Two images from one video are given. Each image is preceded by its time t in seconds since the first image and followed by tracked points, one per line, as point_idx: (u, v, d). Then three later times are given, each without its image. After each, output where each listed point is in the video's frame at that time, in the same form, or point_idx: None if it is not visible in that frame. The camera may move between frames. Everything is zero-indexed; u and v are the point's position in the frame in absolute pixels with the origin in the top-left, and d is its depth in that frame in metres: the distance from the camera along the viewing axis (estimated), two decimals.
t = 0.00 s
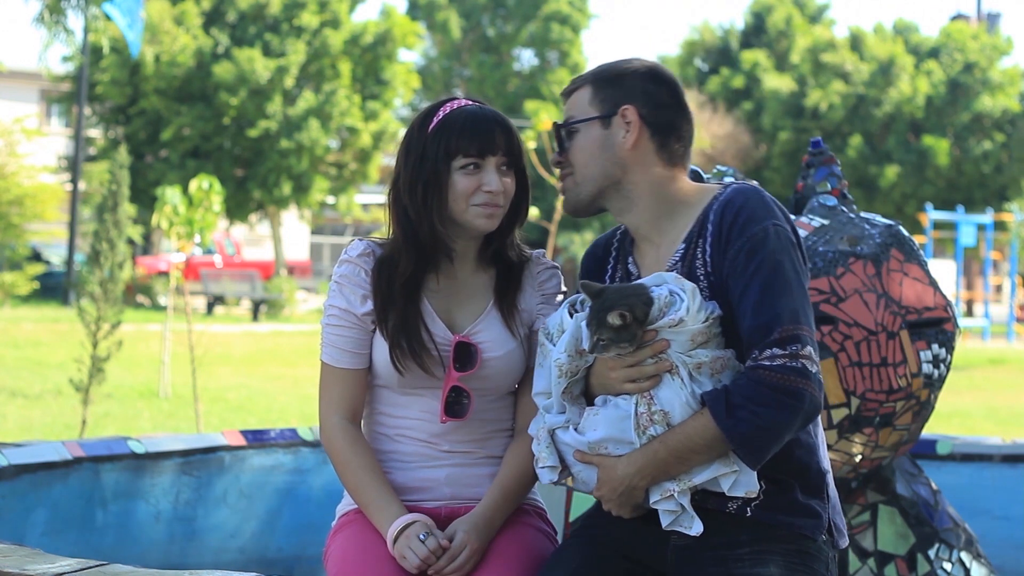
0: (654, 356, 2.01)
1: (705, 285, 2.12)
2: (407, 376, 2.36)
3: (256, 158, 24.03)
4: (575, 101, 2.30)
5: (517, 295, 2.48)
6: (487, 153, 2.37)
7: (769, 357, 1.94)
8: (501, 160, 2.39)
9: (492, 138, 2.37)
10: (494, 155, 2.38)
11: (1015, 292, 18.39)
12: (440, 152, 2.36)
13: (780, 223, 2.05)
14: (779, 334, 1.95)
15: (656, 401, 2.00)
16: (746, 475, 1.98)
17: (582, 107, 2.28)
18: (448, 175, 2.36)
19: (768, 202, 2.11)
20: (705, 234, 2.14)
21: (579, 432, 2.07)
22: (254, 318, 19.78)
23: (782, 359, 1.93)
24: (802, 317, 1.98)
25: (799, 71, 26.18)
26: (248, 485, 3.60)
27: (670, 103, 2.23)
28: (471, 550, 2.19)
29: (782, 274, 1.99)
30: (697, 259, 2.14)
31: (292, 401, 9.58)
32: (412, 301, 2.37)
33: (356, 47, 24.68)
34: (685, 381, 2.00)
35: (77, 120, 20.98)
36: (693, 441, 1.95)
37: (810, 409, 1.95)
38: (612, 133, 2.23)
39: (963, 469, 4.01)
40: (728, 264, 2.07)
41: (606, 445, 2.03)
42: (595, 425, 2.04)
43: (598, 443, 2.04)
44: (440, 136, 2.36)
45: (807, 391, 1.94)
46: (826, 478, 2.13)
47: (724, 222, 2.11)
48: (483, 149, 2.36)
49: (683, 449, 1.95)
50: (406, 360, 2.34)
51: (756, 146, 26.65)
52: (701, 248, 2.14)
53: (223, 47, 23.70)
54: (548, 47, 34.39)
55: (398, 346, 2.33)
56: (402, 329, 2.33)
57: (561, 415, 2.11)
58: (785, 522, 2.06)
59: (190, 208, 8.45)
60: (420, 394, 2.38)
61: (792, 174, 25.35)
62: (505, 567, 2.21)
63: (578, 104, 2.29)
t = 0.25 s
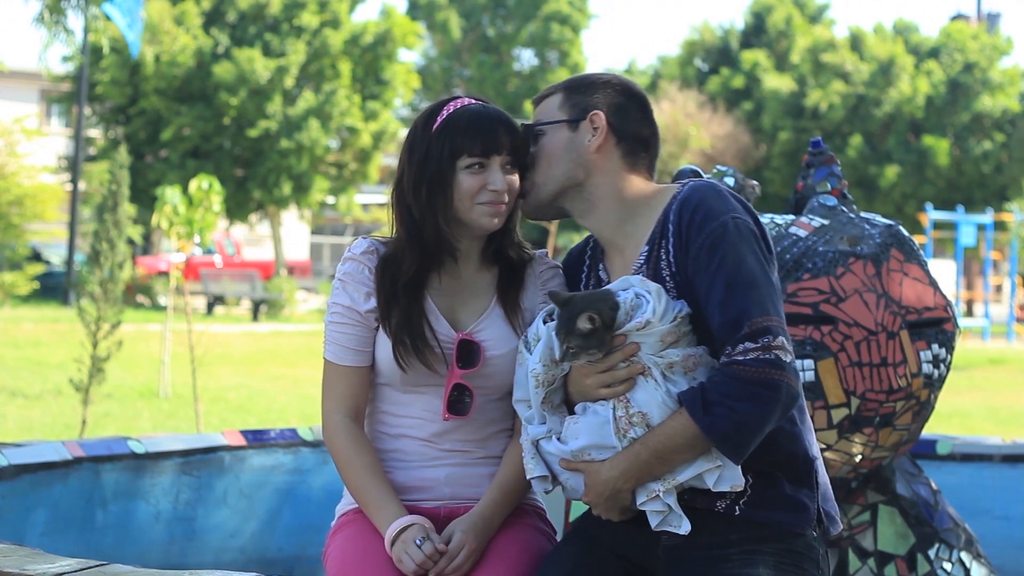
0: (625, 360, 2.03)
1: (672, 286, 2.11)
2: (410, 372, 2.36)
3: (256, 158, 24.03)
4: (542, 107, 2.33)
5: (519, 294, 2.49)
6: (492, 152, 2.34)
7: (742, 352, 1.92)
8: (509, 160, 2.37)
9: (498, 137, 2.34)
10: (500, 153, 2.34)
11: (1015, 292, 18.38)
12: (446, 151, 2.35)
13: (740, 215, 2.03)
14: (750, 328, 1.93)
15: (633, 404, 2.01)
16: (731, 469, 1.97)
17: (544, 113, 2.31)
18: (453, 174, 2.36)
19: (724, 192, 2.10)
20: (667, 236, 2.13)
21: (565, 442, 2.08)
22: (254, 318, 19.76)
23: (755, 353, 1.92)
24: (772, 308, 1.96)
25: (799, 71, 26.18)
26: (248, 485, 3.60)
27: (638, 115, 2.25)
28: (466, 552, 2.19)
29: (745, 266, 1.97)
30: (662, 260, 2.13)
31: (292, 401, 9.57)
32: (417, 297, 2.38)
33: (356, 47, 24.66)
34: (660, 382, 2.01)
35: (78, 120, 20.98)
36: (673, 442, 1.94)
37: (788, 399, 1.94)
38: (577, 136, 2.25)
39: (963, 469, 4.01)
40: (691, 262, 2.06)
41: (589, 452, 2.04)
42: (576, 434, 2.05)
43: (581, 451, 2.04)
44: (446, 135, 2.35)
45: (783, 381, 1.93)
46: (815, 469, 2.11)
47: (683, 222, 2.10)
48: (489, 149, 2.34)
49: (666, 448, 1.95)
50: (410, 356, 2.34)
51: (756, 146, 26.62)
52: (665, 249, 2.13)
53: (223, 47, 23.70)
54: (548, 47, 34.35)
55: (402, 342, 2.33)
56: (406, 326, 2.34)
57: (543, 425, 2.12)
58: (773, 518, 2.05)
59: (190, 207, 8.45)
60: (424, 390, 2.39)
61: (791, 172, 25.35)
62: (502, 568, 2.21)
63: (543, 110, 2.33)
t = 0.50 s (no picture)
0: (603, 358, 2.03)
1: (645, 283, 2.11)
2: (403, 369, 2.36)
3: (256, 158, 24.03)
4: (519, 106, 2.32)
5: (505, 285, 2.49)
6: (462, 153, 2.34)
7: (721, 348, 1.92)
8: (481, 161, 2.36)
9: (467, 137, 2.34)
10: (470, 155, 2.35)
11: (1015, 292, 18.38)
12: (416, 152, 2.36)
13: (709, 211, 2.04)
14: (727, 323, 1.93)
15: (613, 403, 2.01)
16: (717, 464, 1.97)
17: (522, 111, 2.31)
18: (425, 177, 2.37)
19: (691, 189, 2.09)
20: (639, 234, 2.13)
21: (547, 445, 2.08)
22: (254, 318, 19.75)
23: (734, 347, 1.92)
24: (749, 300, 1.96)
25: (799, 71, 26.18)
26: (248, 485, 3.60)
27: (614, 119, 2.27)
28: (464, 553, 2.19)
29: (716, 259, 1.97)
30: (636, 260, 2.13)
31: (293, 401, 9.57)
32: (397, 296, 2.38)
33: (356, 47, 24.66)
34: (638, 379, 2.01)
35: (77, 120, 20.98)
36: (659, 440, 1.94)
37: (769, 390, 1.93)
38: (554, 134, 2.25)
39: (963, 469, 4.01)
40: (663, 260, 2.06)
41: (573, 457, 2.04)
42: (559, 436, 2.05)
43: (565, 453, 2.04)
44: (415, 136, 2.36)
45: (764, 373, 1.93)
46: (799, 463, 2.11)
47: (653, 221, 2.10)
48: (458, 150, 2.35)
49: (651, 448, 1.95)
50: (400, 352, 2.33)
51: (756, 146, 26.62)
52: (637, 248, 2.13)
53: (223, 47, 23.71)
54: (548, 47, 34.32)
55: (391, 339, 2.32)
56: (395, 323, 2.33)
57: (526, 429, 2.12)
58: (762, 513, 2.05)
59: (191, 207, 8.45)
60: (418, 386, 2.38)
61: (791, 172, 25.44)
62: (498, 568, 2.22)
63: (519, 109, 2.32)
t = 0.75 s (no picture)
0: (604, 358, 2.03)
1: (650, 284, 2.11)
2: (377, 366, 2.37)
3: (256, 158, 24.04)
4: (534, 103, 2.28)
5: (477, 282, 2.51)
6: (438, 160, 2.39)
7: (724, 351, 1.92)
8: (455, 167, 2.42)
9: (444, 143, 2.39)
10: (446, 161, 2.40)
11: (1015, 292, 18.38)
12: (393, 154, 2.38)
13: (717, 215, 2.03)
14: (730, 328, 1.93)
15: (613, 403, 2.01)
16: (714, 466, 1.97)
17: (538, 109, 2.27)
18: (399, 179, 2.38)
19: (703, 195, 2.08)
20: (646, 236, 2.12)
21: (546, 444, 2.08)
22: (254, 318, 19.75)
23: (736, 352, 1.92)
24: (751, 305, 1.96)
25: (799, 71, 26.17)
26: (248, 485, 3.60)
27: (623, 111, 2.29)
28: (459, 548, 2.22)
29: (723, 264, 1.97)
30: (641, 260, 2.13)
31: (293, 401, 9.58)
32: (367, 294, 2.40)
33: (356, 47, 24.67)
34: (639, 380, 2.01)
35: (77, 120, 20.97)
36: (658, 442, 1.94)
37: (769, 397, 1.93)
38: (568, 133, 2.24)
39: (964, 469, 4.01)
40: (670, 262, 2.05)
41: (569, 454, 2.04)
42: (558, 436, 2.06)
43: (563, 453, 2.05)
44: (392, 137, 2.37)
45: (766, 379, 1.93)
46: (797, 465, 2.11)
47: (661, 222, 2.09)
48: (434, 156, 2.38)
49: (649, 451, 1.94)
50: (372, 349, 2.35)
51: (756, 146, 26.61)
52: (643, 248, 2.13)
53: (223, 47, 23.70)
54: (548, 47, 34.30)
55: (362, 336, 2.34)
56: (366, 319, 2.35)
57: (525, 428, 2.12)
58: (760, 514, 2.04)
59: (191, 207, 8.45)
60: (394, 384, 2.39)
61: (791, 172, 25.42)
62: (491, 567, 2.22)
63: (535, 106, 2.28)
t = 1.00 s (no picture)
0: (617, 351, 2.03)
1: (673, 285, 2.11)
2: (368, 370, 2.38)
3: (256, 158, 24.05)
4: (571, 113, 2.17)
5: (469, 282, 2.51)
6: (439, 169, 2.40)
7: (741, 355, 1.93)
8: (454, 177, 2.45)
9: (446, 151, 2.40)
10: (447, 170, 2.41)
11: (1015, 292, 18.37)
12: (394, 161, 2.38)
13: (749, 222, 2.04)
14: (750, 332, 1.94)
15: (623, 398, 2.01)
16: (718, 466, 1.98)
17: (575, 122, 2.17)
18: (399, 185, 2.39)
19: (738, 201, 2.09)
20: (676, 236, 2.13)
21: (553, 433, 2.08)
22: (254, 318, 19.75)
23: (754, 356, 1.93)
24: (772, 313, 1.96)
25: (799, 71, 26.16)
26: (248, 485, 3.60)
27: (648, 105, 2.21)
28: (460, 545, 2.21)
29: (751, 268, 1.98)
30: (668, 257, 2.13)
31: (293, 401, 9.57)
32: (356, 297, 2.40)
33: (356, 47, 24.65)
34: (651, 376, 2.01)
35: (77, 120, 20.97)
36: (666, 441, 1.94)
37: (782, 404, 1.95)
38: (612, 141, 2.17)
39: (963, 469, 4.01)
40: (699, 261, 2.06)
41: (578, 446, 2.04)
42: (566, 425, 2.05)
43: (570, 443, 2.04)
44: (393, 145, 2.38)
45: (779, 386, 1.94)
46: (803, 472, 2.11)
47: (694, 222, 2.10)
48: (436, 165, 2.39)
49: (657, 448, 1.95)
50: (360, 352, 2.35)
51: (756, 146, 26.60)
52: (671, 248, 2.13)
53: (223, 47, 23.69)
54: (548, 48, 34.28)
55: (351, 339, 2.35)
56: (355, 322, 2.36)
57: (535, 418, 2.12)
58: (764, 515, 2.03)
59: (190, 207, 8.45)
60: (385, 385, 2.39)
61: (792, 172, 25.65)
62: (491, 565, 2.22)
63: (572, 117, 2.18)
